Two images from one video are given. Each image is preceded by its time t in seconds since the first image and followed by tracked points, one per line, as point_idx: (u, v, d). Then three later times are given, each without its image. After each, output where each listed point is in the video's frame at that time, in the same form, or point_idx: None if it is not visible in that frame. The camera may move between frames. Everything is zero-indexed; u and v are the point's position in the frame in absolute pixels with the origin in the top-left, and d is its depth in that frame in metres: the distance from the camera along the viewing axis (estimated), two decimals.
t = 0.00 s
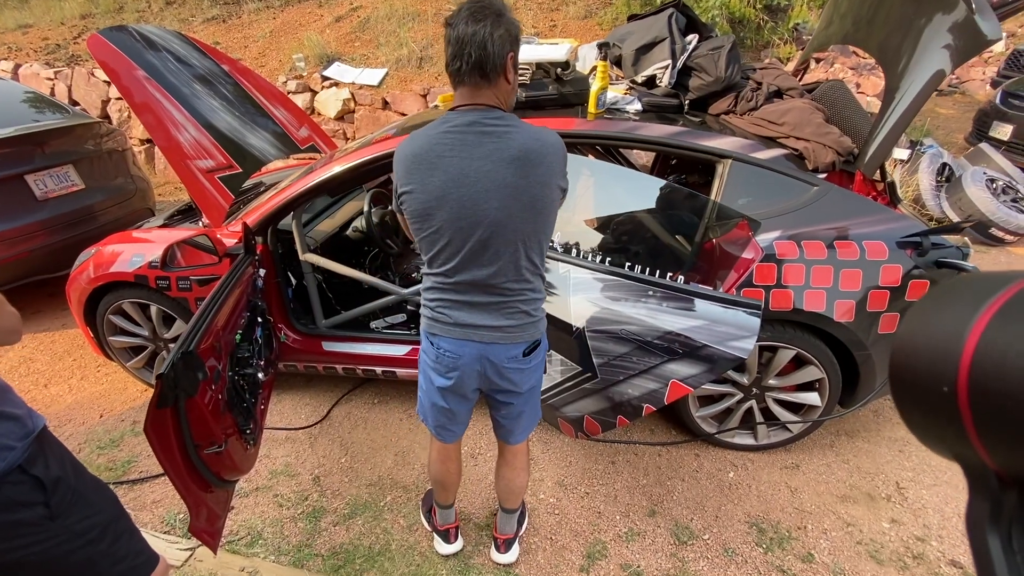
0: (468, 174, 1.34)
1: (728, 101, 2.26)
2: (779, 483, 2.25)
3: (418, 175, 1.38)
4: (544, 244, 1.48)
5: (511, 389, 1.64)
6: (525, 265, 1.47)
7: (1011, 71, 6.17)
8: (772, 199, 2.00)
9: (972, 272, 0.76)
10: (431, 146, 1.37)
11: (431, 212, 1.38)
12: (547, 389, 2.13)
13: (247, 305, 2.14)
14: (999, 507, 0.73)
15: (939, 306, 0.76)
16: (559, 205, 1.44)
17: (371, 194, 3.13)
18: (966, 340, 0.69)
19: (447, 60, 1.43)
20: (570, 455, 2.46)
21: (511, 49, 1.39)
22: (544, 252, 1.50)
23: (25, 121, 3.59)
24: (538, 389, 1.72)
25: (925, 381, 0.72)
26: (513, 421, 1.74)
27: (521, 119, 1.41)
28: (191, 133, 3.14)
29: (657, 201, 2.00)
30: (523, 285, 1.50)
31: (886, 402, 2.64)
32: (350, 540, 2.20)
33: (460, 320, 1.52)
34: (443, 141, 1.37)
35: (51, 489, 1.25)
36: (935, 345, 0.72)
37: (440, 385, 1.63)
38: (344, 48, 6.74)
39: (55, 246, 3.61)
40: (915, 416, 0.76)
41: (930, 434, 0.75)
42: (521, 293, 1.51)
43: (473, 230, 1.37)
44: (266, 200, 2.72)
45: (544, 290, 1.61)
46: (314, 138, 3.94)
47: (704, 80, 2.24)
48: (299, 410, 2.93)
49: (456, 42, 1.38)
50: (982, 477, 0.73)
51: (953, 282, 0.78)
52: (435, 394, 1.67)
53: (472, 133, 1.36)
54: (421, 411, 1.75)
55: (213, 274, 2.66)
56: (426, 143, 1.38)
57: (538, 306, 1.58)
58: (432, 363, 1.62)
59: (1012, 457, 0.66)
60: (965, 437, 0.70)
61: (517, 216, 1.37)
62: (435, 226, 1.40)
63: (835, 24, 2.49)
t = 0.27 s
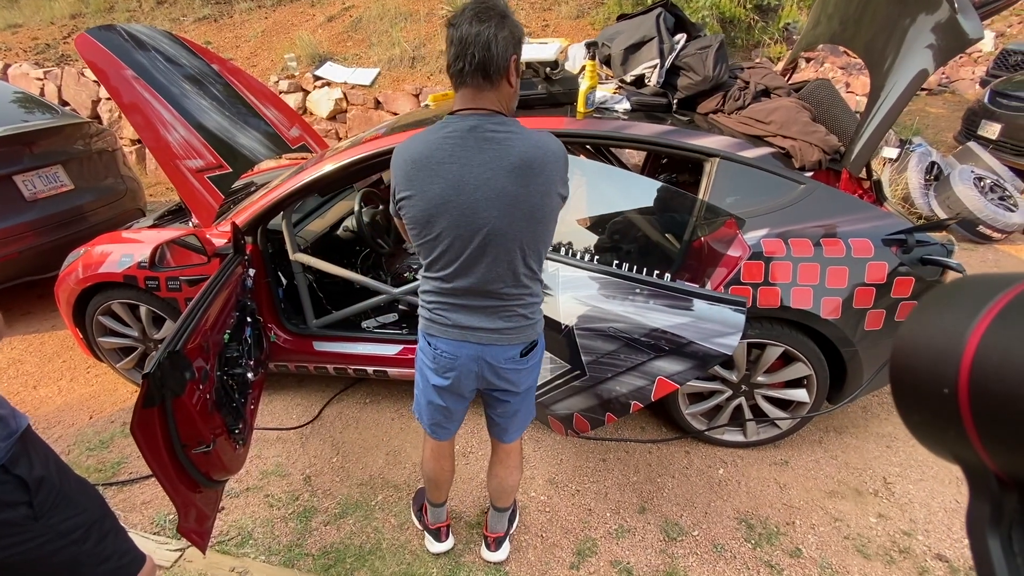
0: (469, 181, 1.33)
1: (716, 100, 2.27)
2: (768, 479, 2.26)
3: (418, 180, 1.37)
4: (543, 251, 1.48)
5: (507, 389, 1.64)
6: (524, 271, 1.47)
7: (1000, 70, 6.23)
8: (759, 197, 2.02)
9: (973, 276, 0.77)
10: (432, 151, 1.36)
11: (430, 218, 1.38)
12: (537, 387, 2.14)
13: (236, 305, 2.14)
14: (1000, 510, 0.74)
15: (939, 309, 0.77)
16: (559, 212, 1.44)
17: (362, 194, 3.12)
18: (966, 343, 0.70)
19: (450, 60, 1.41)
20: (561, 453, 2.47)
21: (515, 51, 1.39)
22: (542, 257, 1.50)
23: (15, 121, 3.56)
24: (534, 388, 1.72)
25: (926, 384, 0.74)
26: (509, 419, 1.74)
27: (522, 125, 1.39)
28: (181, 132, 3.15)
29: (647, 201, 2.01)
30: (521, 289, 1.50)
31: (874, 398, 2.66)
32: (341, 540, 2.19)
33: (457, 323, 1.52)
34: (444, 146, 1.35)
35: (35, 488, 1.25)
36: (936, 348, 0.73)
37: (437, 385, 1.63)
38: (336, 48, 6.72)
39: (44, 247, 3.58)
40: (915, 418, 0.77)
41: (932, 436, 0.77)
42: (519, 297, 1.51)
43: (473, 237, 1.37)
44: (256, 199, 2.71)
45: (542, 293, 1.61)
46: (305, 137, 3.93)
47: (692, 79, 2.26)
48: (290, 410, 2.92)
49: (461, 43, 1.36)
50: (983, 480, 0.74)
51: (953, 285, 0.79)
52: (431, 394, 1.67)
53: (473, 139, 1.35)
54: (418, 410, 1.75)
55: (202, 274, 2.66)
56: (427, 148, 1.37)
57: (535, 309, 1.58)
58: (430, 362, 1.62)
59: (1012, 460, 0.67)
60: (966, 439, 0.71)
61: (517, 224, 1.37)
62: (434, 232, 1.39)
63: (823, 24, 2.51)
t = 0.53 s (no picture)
0: (476, 184, 1.32)
1: (712, 99, 2.27)
2: (765, 477, 2.27)
3: (425, 181, 1.35)
4: (546, 253, 1.49)
5: (508, 389, 1.64)
6: (528, 273, 1.47)
7: (993, 70, 6.27)
8: (755, 195, 2.02)
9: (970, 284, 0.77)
10: (439, 152, 1.34)
11: (437, 220, 1.36)
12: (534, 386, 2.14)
13: (232, 306, 2.13)
14: (1004, 518, 0.75)
15: (936, 317, 0.77)
16: (563, 214, 1.44)
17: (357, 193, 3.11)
18: (965, 354, 0.70)
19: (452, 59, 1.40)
20: (558, 453, 2.47)
21: (524, 54, 1.39)
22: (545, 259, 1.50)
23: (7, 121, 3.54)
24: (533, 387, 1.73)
25: (926, 395, 0.73)
26: (509, 419, 1.74)
27: (528, 126, 1.39)
28: (175, 132, 3.11)
29: (642, 201, 2.02)
30: (524, 291, 1.50)
31: (869, 395, 2.68)
32: (338, 540, 2.19)
33: (461, 325, 1.52)
34: (451, 147, 1.34)
35: (29, 491, 1.24)
36: (935, 358, 0.73)
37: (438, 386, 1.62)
38: (331, 48, 6.71)
39: (37, 247, 3.56)
40: (916, 427, 0.77)
41: (933, 447, 0.77)
42: (522, 298, 1.51)
43: (480, 239, 1.36)
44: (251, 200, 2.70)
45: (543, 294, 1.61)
46: (300, 137, 3.92)
47: (687, 78, 2.26)
48: (287, 410, 2.91)
49: (464, 41, 1.35)
50: (985, 490, 0.75)
51: (949, 292, 0.79)
52: (432, 395, 1.66)
53: (481, 140, 1.34)
54: (418, 412, 1.74)
55: (197, 275, 2.64)
56: (433, 149, 1.35)
57: (538, 309, 1.58)
58: (430, 363, 1.61)
59: (1015, 471, 0.68)
60: (968, 450, 0.72)
61: (524, 227, 1.37)
62: (440, 234, 1.38)
63: (817, 24, 2.52)
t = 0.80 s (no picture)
0: (506, 182, 1.30)
1: (712, 98, 2.28)
2: (765, 475, 2.28)
3: (448, 180, 1.30)
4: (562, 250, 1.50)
5: (521, 389, 1.64)
6: (548, 271, 1.48)
7: (988, 70, 6.29)
8: (755, 194, 2.02)
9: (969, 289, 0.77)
10: (464, 150, 1.30)
11: (462, 221, 1.32)
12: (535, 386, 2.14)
13: (233, 307, 2.12)
14: (1007, 526, 0.74)
15: (934, 322, 0.77)
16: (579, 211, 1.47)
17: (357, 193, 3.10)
18: (963, 359, 0.71)
19: (464, 54, 1.37)
20: (559, 452, 2.47)
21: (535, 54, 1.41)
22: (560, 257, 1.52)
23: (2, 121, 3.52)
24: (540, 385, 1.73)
25: (926, 401, 0.74)
26: (516, 419, 1.74)
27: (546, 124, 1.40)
28: (174, 132, 3.10)
29: (642, 200, 2.04)
30: (542, 289, 1.50)
31: (869, 393, 2.68)
32: (339, 541, 2.19)
33: (480, 328, 1.48)
34: (475, 144, 1.31)
35: (30, 492, 1.23)
36: (935, 364, 0.73)
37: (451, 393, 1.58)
38: (329, 47, 6.70)
39: (33, 248, 3.54)
40: (918, 433, 0.77)
41: (936, 454, 0.77)
42: (541, 296, 1.51)
43: (508, 238, 1.34)
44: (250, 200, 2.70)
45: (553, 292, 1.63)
46: (299, 137, 3.91)
47: (687, 77, 2.26)
48: (287, 411, 2.91)
49: (477, 34, 1.32)
50: (988, 496, 0.74)
51: (946, 297, 0.79)
52: (444, 402, 1.62)
53: (505, 137, 1.32)
54: (425, 420, 1.69)
55: (196, 275, 2.63)
56: (457, 147, 1.31)
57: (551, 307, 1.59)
58: (443, 371, 1.56)
59: (1017, 477, 0.68)
60: (969, 456, 0.72)
61: (550, 224, 1.37)
62: (466, 235, 1.34)
63: (815, 24, 2.52)
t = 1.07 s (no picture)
0: (539, 178, 1.28)
1: (713, 97, 2.28)
2: (767, 475, 2.28)
3: (482, 182, 1.25)
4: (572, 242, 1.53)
5: (535, 388, 1.65)
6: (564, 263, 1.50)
7: (985, 70, 6.30)
8: (758, 193, 2.02)
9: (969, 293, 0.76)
10: (495, 149, 1.25)
11: (499, 222, 1.28)
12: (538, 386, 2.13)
13: (234, 308, 2.12)
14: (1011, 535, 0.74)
15: (933, 328, 0.77)
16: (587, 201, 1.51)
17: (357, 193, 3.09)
18: (963, 365, 0.70)
19: (480, 49, 1.28)
20: (562, 452, 2.47)
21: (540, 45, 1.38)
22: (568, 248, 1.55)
23: None
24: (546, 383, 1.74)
25: (926, 408, 0.73)
26: (523, 420, 1.73)
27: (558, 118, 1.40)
28: (173, 131, 3.08)
29: (645, 199, 2.03)
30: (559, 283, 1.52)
31: (870, 393, 2.68)
32: (341, 542, 2.18)
33: (508, 332, 1.45)
34: (504, 142, 1.27)
35: (31, 495, 1.22)
36: (934, 370, 0.73)
37: (471, 401, 1.55)
38: (328, 47, 6.68)
39: (31, 248, 3.53)
40: (920, 440, 0.77)
41: (939, 461, 0.76)
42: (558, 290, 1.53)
43: (542, 235, 1.34)
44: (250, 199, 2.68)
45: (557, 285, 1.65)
46: (299, 136, 3.89)
47: (689, 76, 2.26)
48: (287, 411, 2.90)
49: (497, 29, 1.25)
50: (991, 503, 0.74)
51: (946, 301, 0.79)
52: (464, 412, 1.57)
53: (532, 134, 1.30)
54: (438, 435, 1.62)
55: (196, 275, 2.62)
56: (486, 147, 1.25)
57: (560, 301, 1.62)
58: (463, 381, 1.51)
59: (1018, 484, 0.67)
60: (971, 464, 0.71)
61: (574, 216, 1.40)
62: (501, 237, 1.30)
63: (815, 23, 2.52)
